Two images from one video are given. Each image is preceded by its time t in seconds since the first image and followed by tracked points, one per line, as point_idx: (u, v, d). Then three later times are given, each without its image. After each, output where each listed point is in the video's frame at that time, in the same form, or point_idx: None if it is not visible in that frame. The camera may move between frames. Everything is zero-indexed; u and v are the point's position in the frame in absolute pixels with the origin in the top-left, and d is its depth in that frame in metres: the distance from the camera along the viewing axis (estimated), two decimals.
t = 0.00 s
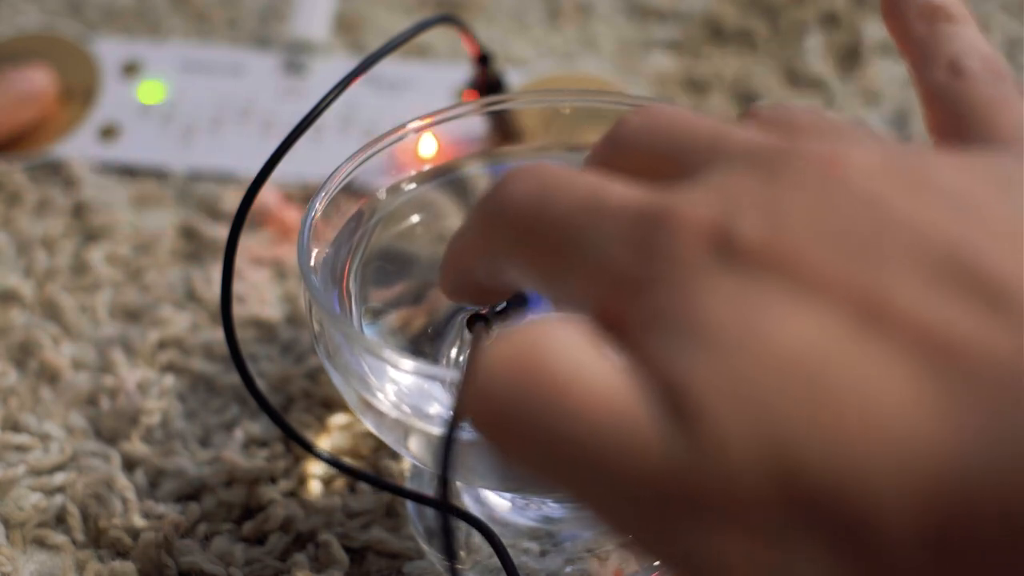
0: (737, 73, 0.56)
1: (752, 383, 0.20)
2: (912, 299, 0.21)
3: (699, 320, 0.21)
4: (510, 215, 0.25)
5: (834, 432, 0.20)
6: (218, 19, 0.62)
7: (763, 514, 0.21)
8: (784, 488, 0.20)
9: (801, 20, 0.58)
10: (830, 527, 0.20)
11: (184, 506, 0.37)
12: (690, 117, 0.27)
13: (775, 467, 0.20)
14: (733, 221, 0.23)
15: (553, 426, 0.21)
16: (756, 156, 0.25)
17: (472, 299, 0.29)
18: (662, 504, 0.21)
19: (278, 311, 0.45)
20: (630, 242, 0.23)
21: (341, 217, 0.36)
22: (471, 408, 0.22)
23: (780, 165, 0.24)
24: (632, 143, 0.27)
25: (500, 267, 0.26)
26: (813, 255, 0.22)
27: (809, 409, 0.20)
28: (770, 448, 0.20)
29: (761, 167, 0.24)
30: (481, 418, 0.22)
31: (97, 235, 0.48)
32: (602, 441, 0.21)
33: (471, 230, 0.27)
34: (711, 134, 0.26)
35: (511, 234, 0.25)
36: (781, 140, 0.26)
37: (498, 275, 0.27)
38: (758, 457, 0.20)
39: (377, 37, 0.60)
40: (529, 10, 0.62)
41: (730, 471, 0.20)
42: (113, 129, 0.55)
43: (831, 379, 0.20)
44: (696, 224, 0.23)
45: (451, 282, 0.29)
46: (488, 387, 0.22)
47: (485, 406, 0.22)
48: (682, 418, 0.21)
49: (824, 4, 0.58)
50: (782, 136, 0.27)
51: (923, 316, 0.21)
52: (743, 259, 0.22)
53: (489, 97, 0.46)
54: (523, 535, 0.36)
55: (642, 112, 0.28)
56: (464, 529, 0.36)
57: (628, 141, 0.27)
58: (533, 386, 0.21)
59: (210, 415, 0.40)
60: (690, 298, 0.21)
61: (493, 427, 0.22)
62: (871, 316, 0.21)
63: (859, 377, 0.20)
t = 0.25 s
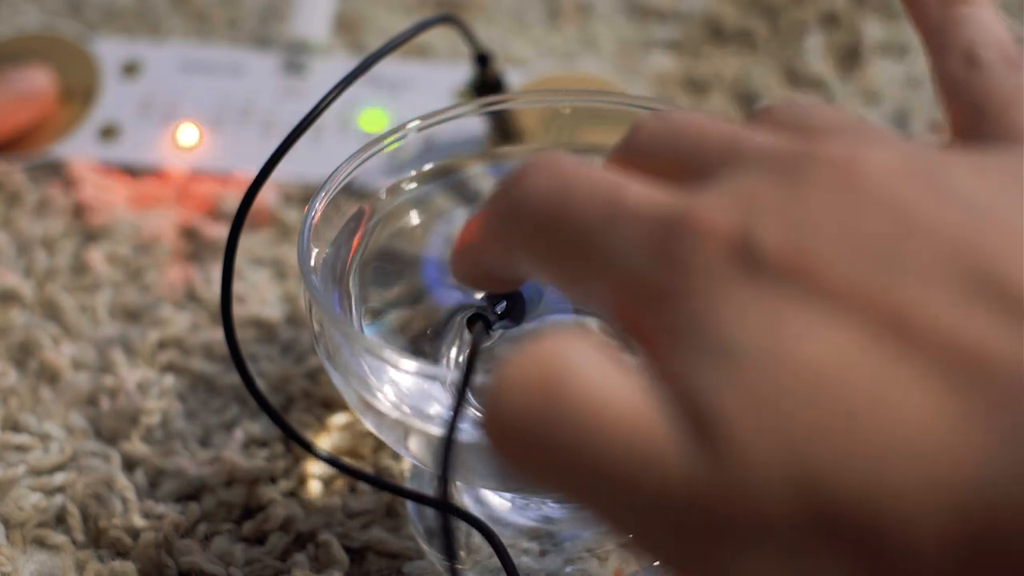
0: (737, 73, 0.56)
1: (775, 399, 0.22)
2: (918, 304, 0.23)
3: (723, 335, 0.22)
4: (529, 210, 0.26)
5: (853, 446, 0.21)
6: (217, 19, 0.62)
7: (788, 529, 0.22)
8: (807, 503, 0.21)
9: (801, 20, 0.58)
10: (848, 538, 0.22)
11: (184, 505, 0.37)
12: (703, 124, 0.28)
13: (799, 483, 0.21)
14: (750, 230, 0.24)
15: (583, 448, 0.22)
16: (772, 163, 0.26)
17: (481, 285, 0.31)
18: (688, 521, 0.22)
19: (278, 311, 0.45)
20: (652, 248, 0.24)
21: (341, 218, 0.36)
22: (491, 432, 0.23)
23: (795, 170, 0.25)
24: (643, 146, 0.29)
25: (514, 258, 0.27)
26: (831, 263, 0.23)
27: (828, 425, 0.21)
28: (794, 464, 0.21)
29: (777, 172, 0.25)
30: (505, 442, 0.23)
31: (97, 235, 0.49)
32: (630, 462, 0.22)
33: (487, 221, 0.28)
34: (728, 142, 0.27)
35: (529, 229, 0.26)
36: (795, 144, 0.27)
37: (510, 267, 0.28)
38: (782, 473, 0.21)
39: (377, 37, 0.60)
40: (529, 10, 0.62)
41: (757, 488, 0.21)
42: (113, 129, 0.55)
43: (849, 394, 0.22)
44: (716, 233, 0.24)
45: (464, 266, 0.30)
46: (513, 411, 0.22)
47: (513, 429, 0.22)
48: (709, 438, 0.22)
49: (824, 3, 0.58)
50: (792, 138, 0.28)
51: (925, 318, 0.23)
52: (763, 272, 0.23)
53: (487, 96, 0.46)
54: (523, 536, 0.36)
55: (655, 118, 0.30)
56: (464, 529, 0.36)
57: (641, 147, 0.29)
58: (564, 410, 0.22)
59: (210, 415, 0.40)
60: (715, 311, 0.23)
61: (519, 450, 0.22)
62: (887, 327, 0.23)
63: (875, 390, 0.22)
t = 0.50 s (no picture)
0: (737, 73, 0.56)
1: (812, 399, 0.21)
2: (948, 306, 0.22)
3: (756, 335, 0.21)
4: (563, 208, 0.25)
5: (893, 450, 0.21)
6: (218, 19, 0.62)
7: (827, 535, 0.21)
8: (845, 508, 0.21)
9: (801, 20, 0.58)
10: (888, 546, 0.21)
11: (184, 505, 0.37)
12: (730, 133, 0.27)
13: (836, 485, 0.21)
14: (782, 230, 0.23)
15: (613, 453, 0.21)
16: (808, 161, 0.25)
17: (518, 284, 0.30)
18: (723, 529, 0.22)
19: (278, 311, 0.45)
20: (683, 250, 0.23)
21: (341, 217, 0.36)
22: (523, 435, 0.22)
23: (830, 169, 0.24)
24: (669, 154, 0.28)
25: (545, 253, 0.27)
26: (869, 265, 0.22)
27: (869, 427, 0.21)
28: (831, 466, 0.21)
29: (811, 171, 0.24)
30: (540, 445, 0.22)
31: (97, 235, 0.49)
32: (663, 468, 0.21)
33: (520, 216, 0.27)
34: (757, 143, 0.26)
35: (558, 227, 0.26)
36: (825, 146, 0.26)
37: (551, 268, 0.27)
38: (819, 476, 0.21)
39: (377, 37, 0.60)
40: (529, 10, 0.62)
41: (794, 491, 0.21)
42: (113, 129, 0.55)
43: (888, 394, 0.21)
44: (748, 233, 0.23)
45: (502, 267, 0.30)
46: (547, 413, 0.22)
47: (545, 433, 0.22)
48: (743, 441, 0.21)
49: (824, 4, 0.58)
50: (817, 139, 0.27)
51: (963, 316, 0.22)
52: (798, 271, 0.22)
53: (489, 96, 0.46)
54: (523, 535, 0.36)
55: (675, 131, 0.29)
56: (464, 529, 0.36)
57: (667, 153, 0.28)
58: (596, 413, 0.21)
59: (210, 415, 0.40)
60: (749, 313, 0.22)
61: (551, 452, 0.22)
62: (926, 328, 0.22)
63: (915, 390, 0.21)
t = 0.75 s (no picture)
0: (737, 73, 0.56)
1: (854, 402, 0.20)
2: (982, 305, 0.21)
3: (795, 337, 0.21)
4: (602, 213, 0.24)
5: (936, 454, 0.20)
6: (218, 19, 0.62)
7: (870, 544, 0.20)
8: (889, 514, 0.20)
9: (801, 20, 0.58)
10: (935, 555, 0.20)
11: (184, 506, 0.37)
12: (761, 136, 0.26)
13: (878, 489, 0.20)
14: (821, 229, 0.22)
15: (643, 455, 0.21)
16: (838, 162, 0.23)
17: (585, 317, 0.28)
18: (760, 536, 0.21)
19: (278, 311, 0.45)
20: (719, 251, 0.22)
21: (341, 217, 0.36)
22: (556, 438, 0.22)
23: (868, 169, 0.23)
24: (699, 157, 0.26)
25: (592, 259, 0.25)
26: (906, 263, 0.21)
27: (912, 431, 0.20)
28: (875, 470, 0.20)
29: (846, 173, 0.23)
30: (571, 447, 0.22)
31: (97, 235, 0.49)
32: (696, 471, 0.21)
33: (563, 224, 0.26)
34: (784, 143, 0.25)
35: (597, 235, 0.24)
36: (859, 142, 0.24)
37: (592, 278, 0.25)
38: (860, 480, 0.20)
39: (377, 37, 0.60)
40: (529, 10, 0.62)
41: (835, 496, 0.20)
42: (113, 129, 0.55)
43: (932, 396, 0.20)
44: (785, 233, 0.22)
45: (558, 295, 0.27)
46: (577, 414, 0.22)
47: (574, 436, 0.22)
48: (780, 443, 0.20)
49: (824, 4, 0.58)
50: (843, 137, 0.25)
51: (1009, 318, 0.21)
52: (838, 270, 0.21)
53: (489, 95, 0.46)
54: (523, 535, 0.36)
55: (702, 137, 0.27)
56: (464, 529, 0.36)
57: (705, 154, 0.26)
58: (625, 413, 0.21)
59: (210, 415, 0.40)
60: (788, 314, 0.21)
61: (582, 454, 0.22)
62: (970, 330, 0.20)
63: (960, 390, 0.20)
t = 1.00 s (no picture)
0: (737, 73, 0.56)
1: (876, 417, 0.20)
2: (996, 314, 0.21)
3: (816, 354, 0.21)
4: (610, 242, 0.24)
5: (958, 466, 0.20)
6: (218, 19, 0.62)
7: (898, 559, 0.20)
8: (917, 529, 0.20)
9: (801, 20, 0.58)
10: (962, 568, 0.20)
11: (184, 505, 0.37)
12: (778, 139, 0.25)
13: (901, 496, 0.20)
14: (843, 239, 0.22)
15: (669, 472, 0.21)
16: (856, 172, 0.23)
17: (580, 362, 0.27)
18: (790, 555, 0.21)
19: (278, 311, 0.45)
20: (738, 266, 0.22)
21: (341, 217, 0.36)
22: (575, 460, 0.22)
23: (883, 180, 0.23)
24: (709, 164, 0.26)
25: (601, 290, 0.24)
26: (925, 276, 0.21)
27: (932, 444, 0.20)
28: (893, 478, 0.20)
29: (863, 184, 0.23)
30: (594, 469, 0.21)
31: (97, 235, 0.49)
32: (722, 487, 0.21)
33: (566, 259, 0.25)
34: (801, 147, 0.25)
35: (607, 262, 0.24)
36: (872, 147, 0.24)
37: (598, 314, 0.25)
38: (886, 494, 0.20)
39: (377, 37, 0.60)
40: (529, 10, 0.62)
41: (863, 511, 0.20)
42: (113, 129, 0.55)
43: (952, 409, 0.20)
44: (806, 244, 0.22)
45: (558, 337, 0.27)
46: (599, 434, 0.21)
47: (596, 457, 0.21)
48: (806, 459, 0.20)
49: (824, 4, 0.58)
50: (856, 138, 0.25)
51: None
52: (858, 284, 0.21)
53: (489, 95, 0.46)
54: (523, 535, 0.36)
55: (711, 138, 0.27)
56: (464, 529, 0.36)
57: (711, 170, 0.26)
58: (648, 430, 0.21)
59: (210, 415, 0.40)
60: (809, 331, 0.21)
61: (605, 476, 0.21)
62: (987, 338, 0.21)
63: (979, 403, 0.20)
